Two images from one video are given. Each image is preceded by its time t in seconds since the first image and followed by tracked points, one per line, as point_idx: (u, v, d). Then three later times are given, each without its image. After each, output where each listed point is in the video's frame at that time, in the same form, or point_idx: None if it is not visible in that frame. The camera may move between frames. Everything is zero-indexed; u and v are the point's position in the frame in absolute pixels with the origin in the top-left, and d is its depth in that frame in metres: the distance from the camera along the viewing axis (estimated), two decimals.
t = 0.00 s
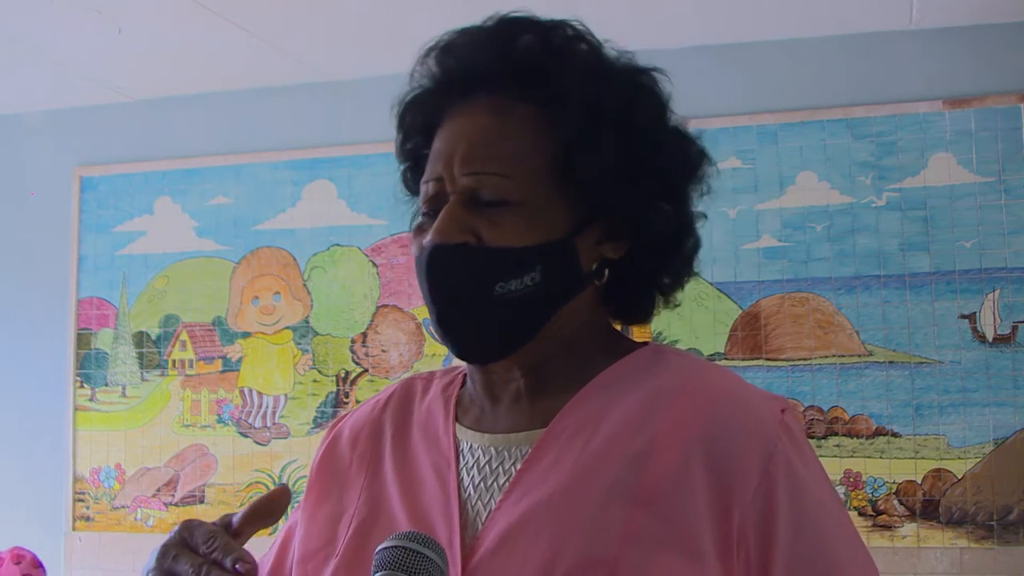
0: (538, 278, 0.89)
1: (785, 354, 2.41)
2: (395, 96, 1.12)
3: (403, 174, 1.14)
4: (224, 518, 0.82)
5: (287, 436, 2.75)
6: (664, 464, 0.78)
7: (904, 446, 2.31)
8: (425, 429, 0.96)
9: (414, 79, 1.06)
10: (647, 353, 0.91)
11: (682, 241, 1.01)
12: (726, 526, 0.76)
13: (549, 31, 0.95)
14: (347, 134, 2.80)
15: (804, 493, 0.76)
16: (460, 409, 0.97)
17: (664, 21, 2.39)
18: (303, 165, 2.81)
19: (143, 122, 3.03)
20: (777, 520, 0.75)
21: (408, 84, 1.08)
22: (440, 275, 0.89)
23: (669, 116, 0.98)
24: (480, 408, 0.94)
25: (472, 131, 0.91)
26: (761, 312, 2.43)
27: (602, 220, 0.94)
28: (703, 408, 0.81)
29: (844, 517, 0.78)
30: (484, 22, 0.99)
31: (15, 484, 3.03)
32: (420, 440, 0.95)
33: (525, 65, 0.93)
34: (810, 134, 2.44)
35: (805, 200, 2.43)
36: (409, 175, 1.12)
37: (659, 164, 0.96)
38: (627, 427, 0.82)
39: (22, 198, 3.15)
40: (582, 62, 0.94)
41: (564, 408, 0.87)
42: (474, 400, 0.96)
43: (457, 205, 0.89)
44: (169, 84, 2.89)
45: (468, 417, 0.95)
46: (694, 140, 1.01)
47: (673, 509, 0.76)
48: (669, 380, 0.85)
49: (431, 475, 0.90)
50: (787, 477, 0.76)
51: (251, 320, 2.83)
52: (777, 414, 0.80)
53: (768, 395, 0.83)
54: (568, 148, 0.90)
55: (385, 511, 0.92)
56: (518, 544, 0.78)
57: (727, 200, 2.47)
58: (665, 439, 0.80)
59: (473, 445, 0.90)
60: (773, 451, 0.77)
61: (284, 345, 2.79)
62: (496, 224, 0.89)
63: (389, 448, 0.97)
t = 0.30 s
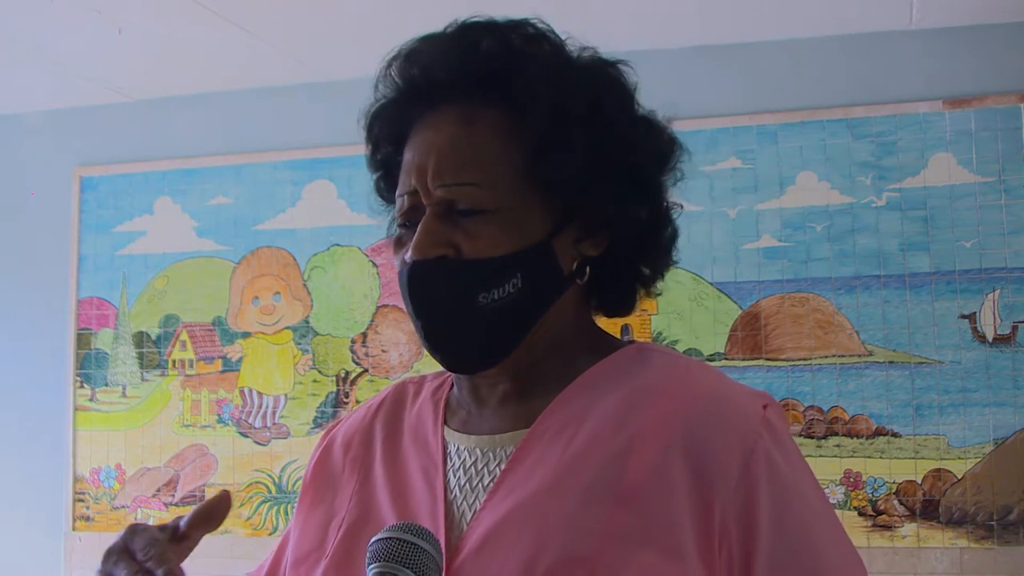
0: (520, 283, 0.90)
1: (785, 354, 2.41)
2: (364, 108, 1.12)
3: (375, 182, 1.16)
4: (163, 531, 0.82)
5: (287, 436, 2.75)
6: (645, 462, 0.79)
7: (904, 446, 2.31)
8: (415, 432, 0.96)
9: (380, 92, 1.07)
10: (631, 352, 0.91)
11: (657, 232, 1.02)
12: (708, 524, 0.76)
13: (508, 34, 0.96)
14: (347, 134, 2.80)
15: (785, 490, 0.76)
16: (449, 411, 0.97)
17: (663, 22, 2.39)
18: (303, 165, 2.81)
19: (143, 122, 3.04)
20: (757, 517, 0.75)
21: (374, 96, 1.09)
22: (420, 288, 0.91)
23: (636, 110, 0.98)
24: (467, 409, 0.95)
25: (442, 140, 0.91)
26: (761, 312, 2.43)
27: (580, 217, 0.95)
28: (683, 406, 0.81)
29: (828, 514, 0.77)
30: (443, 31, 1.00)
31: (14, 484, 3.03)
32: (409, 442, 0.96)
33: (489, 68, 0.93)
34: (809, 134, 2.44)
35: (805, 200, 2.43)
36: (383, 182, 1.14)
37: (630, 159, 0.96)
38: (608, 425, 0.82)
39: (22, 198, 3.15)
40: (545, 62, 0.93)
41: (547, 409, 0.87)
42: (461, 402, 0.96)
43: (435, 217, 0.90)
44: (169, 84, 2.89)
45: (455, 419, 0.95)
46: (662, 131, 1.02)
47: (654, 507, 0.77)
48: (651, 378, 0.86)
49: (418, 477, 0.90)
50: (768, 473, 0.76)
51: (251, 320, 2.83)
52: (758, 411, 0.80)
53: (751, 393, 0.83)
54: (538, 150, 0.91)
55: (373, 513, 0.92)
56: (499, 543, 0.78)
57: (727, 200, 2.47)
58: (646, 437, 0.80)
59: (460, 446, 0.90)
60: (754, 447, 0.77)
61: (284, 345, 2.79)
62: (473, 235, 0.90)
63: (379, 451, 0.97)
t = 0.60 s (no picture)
0: (510, 286, 0.90)
1: (785, 354, 2.41)
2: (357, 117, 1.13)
3: (373, 190, 1.16)
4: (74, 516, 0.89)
5: (287, 436, 2.75)
6: (632, 466, 0.79)
7: (904, 446, 2.31)
8: (416, 435, 0.97)
9: (370, 102, 1.07)
10: (627, 355, 0.91)
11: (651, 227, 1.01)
12: (695, 528, 0.76)
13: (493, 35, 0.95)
14: (347, 133, 2.80)
15: (774, 494, 0.74)
16: (447, 416, 0.97)
17: (662, 22, 2.39)
18: (303, 165, 2.81)
19: (143, 123, 3.04)
20: (744, 523, 0.74)
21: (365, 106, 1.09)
22: (411, 294, 0.91)
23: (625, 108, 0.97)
24: (464, 413, 0.95)
25: (430, 146, 0.91)
26: (761, 312, 2.43)
27: (572, 218, 0.94)
28: (672, 409, 0.81)
29: (820, 518, 0.75)
30: (429, 38, 0.99)
31: (15, 484, 3.03)
32: (408, 446, 0.96)
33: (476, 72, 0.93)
34: (809, 134, 2.44)
35: (805, 200, 2.43)
36: (379, 191, 1.14)
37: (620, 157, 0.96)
38: (598, 429, 0.82)
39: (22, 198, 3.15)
40: (530, 64, 0.93)
41: (539, 413, 0.87)
42: (459, 406, 0.97)
43: (426, 222, 0.90)
44: (169, 84, 2.89)
45: (453, 423, 0.96)
46: (653, 126, 1.01)
47: (640, 511, 0.77)
48: (644, 382, 0.85)
49: (416, 481, 0.91)
50: (756, 477, 0.75)
51: (251, 320, 2.83)
52: (749, 415, 0.79)
53: (743, 396, 0.82)
54: (527, 152, 0.90)
55: (371, 514, 0.92)
56: (487, 546, 0.78)
57: (727, 200, 2.47)
58: (635, 441, 0.80)
59: (456, 451, 0.91)
60: (742, 451, 0.76)
61: (284, 345, 2.79)
62: (463, 238, 0.90)
63: (380, 452, 0.98)
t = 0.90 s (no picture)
0: (537, 283, 0.90)
1: (785, 354, 2.41)
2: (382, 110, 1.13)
3: (385, 190, 1.17)
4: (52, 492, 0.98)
5: (287, 436, 2.76)
6: (628, 473, 0.79)
7: (904, 446, 2.31)
8: (421, 435, 0.97)
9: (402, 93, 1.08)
10: (630, 363, 0.91)
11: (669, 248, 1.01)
12: (687, 537, 0.76)
13: (539, 39, 0.97)
14: (347, 133, 2.80)
15: (768, 507, 0.74)
16: (453, 417, 0.97)
17: (663, 22, 2.39)
18: (303, 165, 2.81)
19: (143, 123, 3.03)
20: (736, 535, 0.73)
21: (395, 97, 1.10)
22: (439, 280, 0.91)
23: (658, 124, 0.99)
24: (469, 415, 0.96)
25: (469, 137, 0.93)
26: (761, 312, 2.43)
27: (597, 225, 0.95)
28: (671, 416, 0.80)
29: (815, 533, 0.74)
30: (475, 35, 1.01)
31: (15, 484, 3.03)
32: (414, 445, 0.96)
33: (519, 70, 0.95)
34: (810, 134, 2.44)
35: (805, 200, 2.43)
36: (393, 186, 1.15)
37: (652, 169, 0.97)
38: (597, 437, 0.82)
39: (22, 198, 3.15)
40: (573, 70, 0.95)
41: (540, 419, 0.88)
42: (464, 408, 0.97)
43: (458, 208, 0.91)
44: (169, 84, 2.89)
45: (457, 424, 0.96)
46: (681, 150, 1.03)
47: (634, 518, 0.76)
48: (645, 389, 0.85)
49: (418, 481, 0.91)
50: (750, 489, 0.74)
51: (251, 320, 2.83)
52: (747, 428, 0.78)
53: (744, 408, 0.81)
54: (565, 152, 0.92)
55: (373, 511, 0.92)
56: (480, 552, 0.79)
57: (727, 201, 2.47)
58: (632, 448, 0.80)
59: (457, 452, 0.91)
60: (737, 462, 0.76)
61: (284, 345, 2.79)
62: (494, 229, 0.90)
63: (385, 450, 0.98)
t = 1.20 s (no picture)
0: (510, 277, 0.90)
1: (785, 354, 2.41)
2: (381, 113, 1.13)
3: (384, 190, 1.17)
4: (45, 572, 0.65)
5: (287, 436, 2.76)
6: (634, 472, 0.79)
7: (904, 446, 2.31)
8: (410, 437, 0.97)
9: (397, 96, 1.07)
10: (625, 363, 0.91)
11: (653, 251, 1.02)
12: (694, 534, 0.76)
13: (525, 43, 0.97)
14: (347, 133, 2.80)
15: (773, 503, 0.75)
16: (444, 418, 0.97)
17: (663, 22, 2.39)
18: (303, 165, 2.81)
19: (144, 123, 3.04)
20: (742, 532, 0.74)
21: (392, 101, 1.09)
22: (415, 276, 0.91)
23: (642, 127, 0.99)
24: (462, 416, 0.95)
25: (449, 136, 0.93)
26: (761, 312, 2.43)
27: (576, 224, 0.95)
28: (673, 416, 0.81)
29: (816, 527, 0.76)
30: (464, 38, 1.01)
31: (15, 484, 3.03)
32: (403, 448, 0.96)
33: (504, 73, 0.95)
34: (809, 134, 2.44)
35: (805, 200, 2.43)
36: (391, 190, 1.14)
37: (634, 172, 0.97)
38: (599, 436, 0.82)
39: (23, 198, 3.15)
40: (557, 73, 0.95)
41: (538, 421, 0.87)
42: (457, 407, 0.97)
43: (435, 206, 0.91)
44: (169, 84, 2.89)
45: (450, 425, 0.96)
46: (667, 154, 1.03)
47: (641, 517, 0.77)
48: (642, 388, 0.86)
49: (413, 484, 0.91)
50: (754, 486, 0.75)
51: (251, 320, 2.83)
52: (747, 425, 0.79)
53: (741, 406, 0.82)
54: (544, 152, 0.92)
55: (367, 516, 0.92)
56: (488, 552, 0.78)
57: (727, 200, 2.47)
58: (636, 447, 0.80)
59: (454, 454, 0.91)
60: (740, 460, 0.77)
61: (284, 345, 2.79)
62: (469, 225, 0.91)
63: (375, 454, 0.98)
